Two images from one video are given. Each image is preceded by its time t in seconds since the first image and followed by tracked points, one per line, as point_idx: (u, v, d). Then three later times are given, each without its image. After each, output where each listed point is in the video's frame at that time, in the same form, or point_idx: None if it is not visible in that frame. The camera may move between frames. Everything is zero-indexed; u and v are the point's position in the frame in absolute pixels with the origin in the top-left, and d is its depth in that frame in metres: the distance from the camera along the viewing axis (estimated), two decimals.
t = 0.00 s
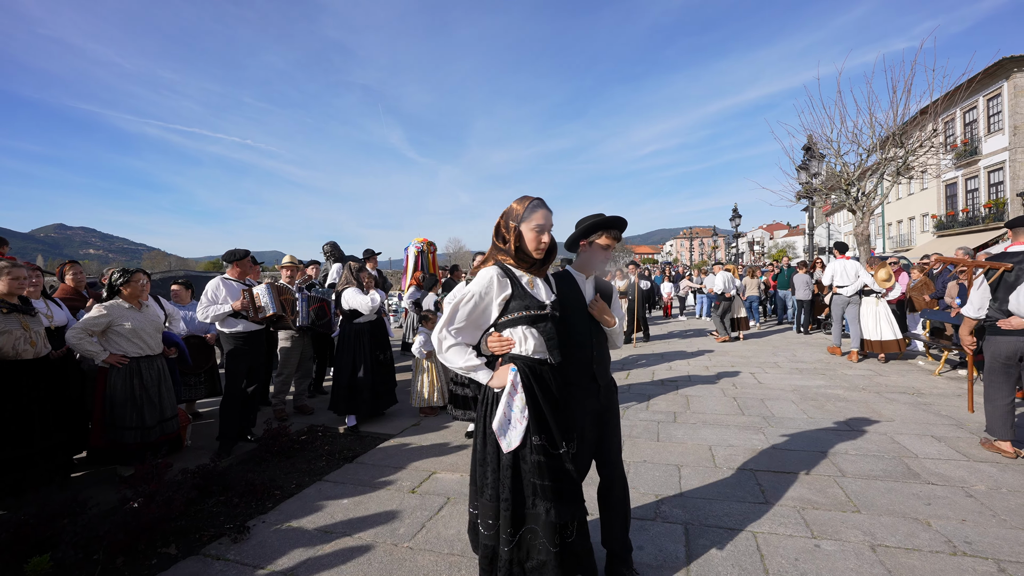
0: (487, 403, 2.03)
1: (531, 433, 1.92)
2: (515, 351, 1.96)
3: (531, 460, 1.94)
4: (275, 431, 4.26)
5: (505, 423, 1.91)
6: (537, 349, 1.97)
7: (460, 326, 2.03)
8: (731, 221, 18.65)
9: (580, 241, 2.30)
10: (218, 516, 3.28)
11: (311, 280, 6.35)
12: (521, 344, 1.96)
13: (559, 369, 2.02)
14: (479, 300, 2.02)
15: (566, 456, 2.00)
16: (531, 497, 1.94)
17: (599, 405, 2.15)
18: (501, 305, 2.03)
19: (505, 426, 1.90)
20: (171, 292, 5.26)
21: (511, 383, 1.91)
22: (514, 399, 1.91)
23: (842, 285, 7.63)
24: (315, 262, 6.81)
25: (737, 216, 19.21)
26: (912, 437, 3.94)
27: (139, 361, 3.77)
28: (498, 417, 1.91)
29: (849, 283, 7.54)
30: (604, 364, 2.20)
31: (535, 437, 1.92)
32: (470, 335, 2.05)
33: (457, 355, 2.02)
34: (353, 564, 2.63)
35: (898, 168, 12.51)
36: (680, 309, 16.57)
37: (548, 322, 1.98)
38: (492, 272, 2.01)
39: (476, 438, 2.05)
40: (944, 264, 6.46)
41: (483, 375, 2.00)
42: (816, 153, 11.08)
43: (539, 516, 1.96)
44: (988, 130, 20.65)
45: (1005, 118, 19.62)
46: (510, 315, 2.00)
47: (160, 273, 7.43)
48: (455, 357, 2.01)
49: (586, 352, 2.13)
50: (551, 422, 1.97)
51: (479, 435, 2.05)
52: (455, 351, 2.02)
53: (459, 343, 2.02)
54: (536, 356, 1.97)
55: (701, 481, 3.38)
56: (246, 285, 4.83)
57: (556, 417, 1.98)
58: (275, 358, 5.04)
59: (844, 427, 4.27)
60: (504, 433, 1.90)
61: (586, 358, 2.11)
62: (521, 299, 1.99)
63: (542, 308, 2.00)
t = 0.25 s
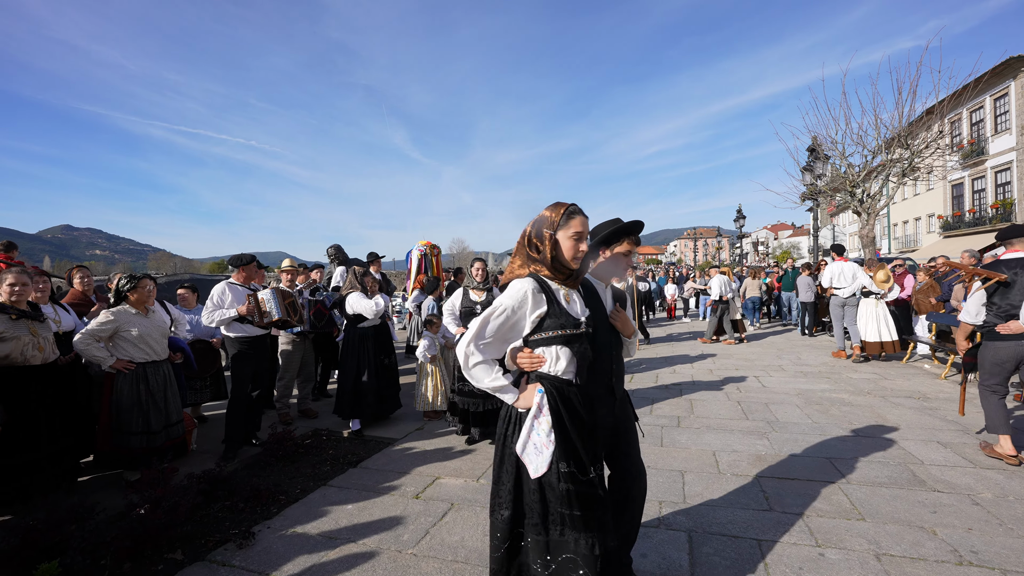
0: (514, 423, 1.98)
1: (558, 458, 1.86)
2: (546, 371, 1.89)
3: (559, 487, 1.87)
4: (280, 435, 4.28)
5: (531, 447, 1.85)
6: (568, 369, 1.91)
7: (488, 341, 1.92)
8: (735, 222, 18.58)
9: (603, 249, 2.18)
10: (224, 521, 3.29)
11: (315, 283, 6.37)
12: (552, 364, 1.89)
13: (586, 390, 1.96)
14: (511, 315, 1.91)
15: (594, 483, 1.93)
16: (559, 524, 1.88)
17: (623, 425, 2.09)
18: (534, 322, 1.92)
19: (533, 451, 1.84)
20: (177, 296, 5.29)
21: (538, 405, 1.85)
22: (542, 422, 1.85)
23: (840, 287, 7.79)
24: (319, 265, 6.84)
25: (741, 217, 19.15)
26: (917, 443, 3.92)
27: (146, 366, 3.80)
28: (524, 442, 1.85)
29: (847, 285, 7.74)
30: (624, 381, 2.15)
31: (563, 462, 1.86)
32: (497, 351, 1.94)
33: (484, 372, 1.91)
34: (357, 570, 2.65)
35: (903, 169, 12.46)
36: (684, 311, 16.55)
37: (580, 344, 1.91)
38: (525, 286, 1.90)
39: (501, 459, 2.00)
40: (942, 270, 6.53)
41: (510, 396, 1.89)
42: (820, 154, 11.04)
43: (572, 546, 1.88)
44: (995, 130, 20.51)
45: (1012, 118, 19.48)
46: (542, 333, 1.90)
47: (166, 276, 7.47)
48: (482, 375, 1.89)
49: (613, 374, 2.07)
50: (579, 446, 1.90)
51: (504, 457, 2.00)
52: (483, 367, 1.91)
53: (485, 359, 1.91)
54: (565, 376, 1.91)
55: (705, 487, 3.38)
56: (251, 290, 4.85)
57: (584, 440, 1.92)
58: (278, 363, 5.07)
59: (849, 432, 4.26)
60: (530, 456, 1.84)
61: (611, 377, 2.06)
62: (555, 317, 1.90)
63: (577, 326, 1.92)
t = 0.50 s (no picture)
0: (560, 442, 1.85)
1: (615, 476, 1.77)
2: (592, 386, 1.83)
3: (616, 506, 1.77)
4: (286, 438, 4.31)
5: (591, 469, 1.72)
6: (613, 381, 1.85)
7: (536, 360, 1.74)
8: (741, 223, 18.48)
9: (632, 258, 2.11)
10: (232, 524, 3.33)
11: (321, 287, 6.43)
12: (601, 376, 1.83)
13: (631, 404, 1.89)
14: (559, 329, 1.75)
15: (644, 502, 1.86)
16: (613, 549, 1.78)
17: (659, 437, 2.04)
18: (582, 335, 1.80)
19: (592, 473, 1.72)
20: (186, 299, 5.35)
21: (595, 422, 1.74)
22: (600, 442, 1.74)
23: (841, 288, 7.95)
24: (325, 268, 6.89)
25: (747, 218, 19.07)
26: (923, 448, 3.91)
27: (155, 370, 3.85)
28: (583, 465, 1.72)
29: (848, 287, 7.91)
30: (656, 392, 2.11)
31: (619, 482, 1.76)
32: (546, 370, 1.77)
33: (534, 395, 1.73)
34: (364, 573, 2.68)
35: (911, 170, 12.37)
36: (690, 312, 16.52)
37: (626, 356, 1.87)
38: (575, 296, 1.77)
39: (544, 483, 1.86)
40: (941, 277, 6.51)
41: (563, 416, 1.75)
42: (827, 154, 10.98)
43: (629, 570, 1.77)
44: (1006, 129, 20.30)
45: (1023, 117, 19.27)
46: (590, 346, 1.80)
47: (175, 279, 7.56)
48: (534, 399, 1.72)
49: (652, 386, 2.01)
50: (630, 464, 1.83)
51: (547, 479, 1.85)
52: (534, 390, 1.72)
53: (538, 382, 1.73)
54: (612, 390, 1.85)
55: (708, 491, 3.39)
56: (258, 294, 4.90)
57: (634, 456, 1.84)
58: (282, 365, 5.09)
59: (854, 436, 4.25)
60: (589, 478, 1.72)
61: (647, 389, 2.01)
62: (602, 328, 1.81)
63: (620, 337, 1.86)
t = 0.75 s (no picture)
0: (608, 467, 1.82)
1: (663, 505, 1.78)
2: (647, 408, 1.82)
3: (661, 535, 1.78)
4: (294, 440, 4.37)
5: (637, 493, 1.73)
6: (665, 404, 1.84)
7: (595, 381, 1.68)
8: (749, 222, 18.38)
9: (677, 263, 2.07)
10: (241, 526, 3.39)
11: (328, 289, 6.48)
12: (655, 399, 1.83)
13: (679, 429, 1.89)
14: (617, 348, 1.71)
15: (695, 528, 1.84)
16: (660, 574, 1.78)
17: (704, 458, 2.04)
18: (638, 355, 1.79)
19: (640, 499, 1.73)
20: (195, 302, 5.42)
21: (648, 449, 1.74)
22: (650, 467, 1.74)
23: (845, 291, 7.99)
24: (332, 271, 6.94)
25: (754, 218, 18.95)
26: (931, 454, 3.88)
27: (166, 374, 3.91)
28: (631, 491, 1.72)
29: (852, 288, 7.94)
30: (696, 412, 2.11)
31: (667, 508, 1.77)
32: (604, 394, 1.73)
33: (590, 422, 1.66)
34: None
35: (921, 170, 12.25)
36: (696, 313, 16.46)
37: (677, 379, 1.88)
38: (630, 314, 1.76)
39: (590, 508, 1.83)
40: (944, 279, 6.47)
41: (619, 443, 1.71)
42: (835, 154, 10.90)
43: None
44: (1018, 127, 20.01)
45: None
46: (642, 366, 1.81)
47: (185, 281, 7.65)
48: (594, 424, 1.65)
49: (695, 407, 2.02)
50: (678, 493, 1.82)
51: (591, 502, 1.83)
52: (595, 415, 1.67)
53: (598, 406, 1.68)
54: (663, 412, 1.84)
55: (713, 496, 3.40)
56: (266, 298, 4.95)
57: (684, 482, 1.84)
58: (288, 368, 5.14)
59: (861, 441, 4.23)
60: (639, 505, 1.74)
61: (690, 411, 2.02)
62: (655, 348, 1.82)
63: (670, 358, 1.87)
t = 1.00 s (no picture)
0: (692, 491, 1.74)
1: (759, 528, 1.73)
2: (725, 423, 1.76)
3: (756, 561, 1.73)
4: (306, 442, 4.41)
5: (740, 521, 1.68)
6: (747, 418, 1.78)
7: (671, 401, 1.60)
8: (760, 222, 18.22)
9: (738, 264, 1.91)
10: (255, 528, 3.43)
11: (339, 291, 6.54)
12: (733, 414, 1.76)
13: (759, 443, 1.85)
14: (691, 362, 1.64)
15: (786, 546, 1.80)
16: None
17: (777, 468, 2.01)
18: (712, 369, 1.71)
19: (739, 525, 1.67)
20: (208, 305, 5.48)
21: (738, 470, 1.70)
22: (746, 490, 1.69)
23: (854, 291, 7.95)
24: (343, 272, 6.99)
25: (764, 218, 18.77)
26: (947, 460, 3.83)
27: (180, 377, 3.97)
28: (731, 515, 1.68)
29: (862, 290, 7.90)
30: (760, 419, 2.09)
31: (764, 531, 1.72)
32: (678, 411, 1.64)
33: (671, 444, 1.59)
34: None
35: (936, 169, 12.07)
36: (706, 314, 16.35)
37: (752, 390, 1.80)
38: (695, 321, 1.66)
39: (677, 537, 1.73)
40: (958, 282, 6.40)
41: (704, 464, 1.64)
42: (847, 154, 10.77)
43: None
44: None
45: None
46: (717, 380, 1.72)
47: (198, 284, 7.75)
48: (675, 446, 1.59)
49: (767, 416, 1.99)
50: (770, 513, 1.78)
51: (677, 531, 1.74)
52: (672, 436, 1.59)
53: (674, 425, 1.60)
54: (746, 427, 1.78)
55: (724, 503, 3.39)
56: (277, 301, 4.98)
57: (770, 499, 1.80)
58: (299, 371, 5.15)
59: (875, 446, 4.18)
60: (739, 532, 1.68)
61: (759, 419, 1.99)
62: (728, 359, 1.74)
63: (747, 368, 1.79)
